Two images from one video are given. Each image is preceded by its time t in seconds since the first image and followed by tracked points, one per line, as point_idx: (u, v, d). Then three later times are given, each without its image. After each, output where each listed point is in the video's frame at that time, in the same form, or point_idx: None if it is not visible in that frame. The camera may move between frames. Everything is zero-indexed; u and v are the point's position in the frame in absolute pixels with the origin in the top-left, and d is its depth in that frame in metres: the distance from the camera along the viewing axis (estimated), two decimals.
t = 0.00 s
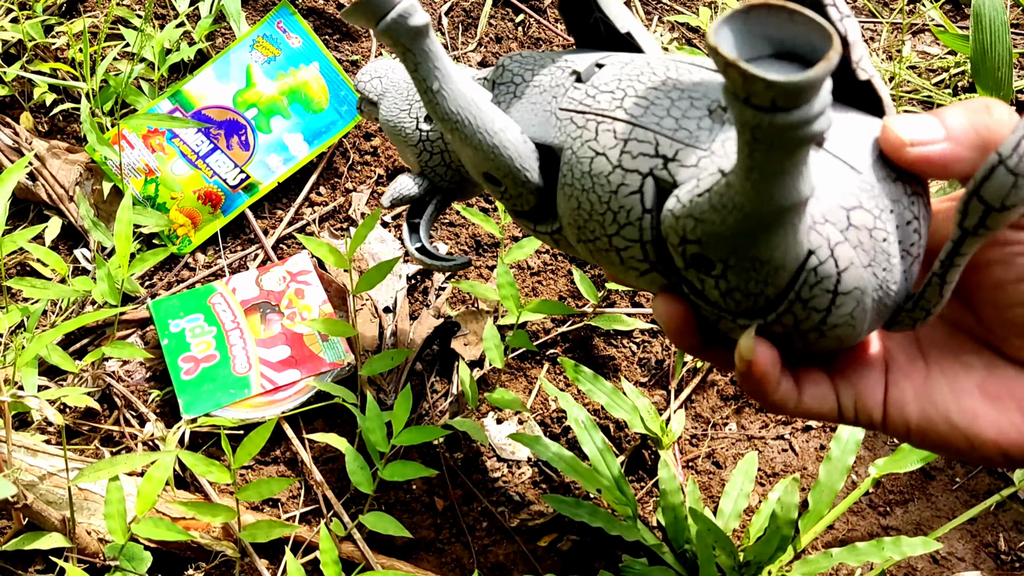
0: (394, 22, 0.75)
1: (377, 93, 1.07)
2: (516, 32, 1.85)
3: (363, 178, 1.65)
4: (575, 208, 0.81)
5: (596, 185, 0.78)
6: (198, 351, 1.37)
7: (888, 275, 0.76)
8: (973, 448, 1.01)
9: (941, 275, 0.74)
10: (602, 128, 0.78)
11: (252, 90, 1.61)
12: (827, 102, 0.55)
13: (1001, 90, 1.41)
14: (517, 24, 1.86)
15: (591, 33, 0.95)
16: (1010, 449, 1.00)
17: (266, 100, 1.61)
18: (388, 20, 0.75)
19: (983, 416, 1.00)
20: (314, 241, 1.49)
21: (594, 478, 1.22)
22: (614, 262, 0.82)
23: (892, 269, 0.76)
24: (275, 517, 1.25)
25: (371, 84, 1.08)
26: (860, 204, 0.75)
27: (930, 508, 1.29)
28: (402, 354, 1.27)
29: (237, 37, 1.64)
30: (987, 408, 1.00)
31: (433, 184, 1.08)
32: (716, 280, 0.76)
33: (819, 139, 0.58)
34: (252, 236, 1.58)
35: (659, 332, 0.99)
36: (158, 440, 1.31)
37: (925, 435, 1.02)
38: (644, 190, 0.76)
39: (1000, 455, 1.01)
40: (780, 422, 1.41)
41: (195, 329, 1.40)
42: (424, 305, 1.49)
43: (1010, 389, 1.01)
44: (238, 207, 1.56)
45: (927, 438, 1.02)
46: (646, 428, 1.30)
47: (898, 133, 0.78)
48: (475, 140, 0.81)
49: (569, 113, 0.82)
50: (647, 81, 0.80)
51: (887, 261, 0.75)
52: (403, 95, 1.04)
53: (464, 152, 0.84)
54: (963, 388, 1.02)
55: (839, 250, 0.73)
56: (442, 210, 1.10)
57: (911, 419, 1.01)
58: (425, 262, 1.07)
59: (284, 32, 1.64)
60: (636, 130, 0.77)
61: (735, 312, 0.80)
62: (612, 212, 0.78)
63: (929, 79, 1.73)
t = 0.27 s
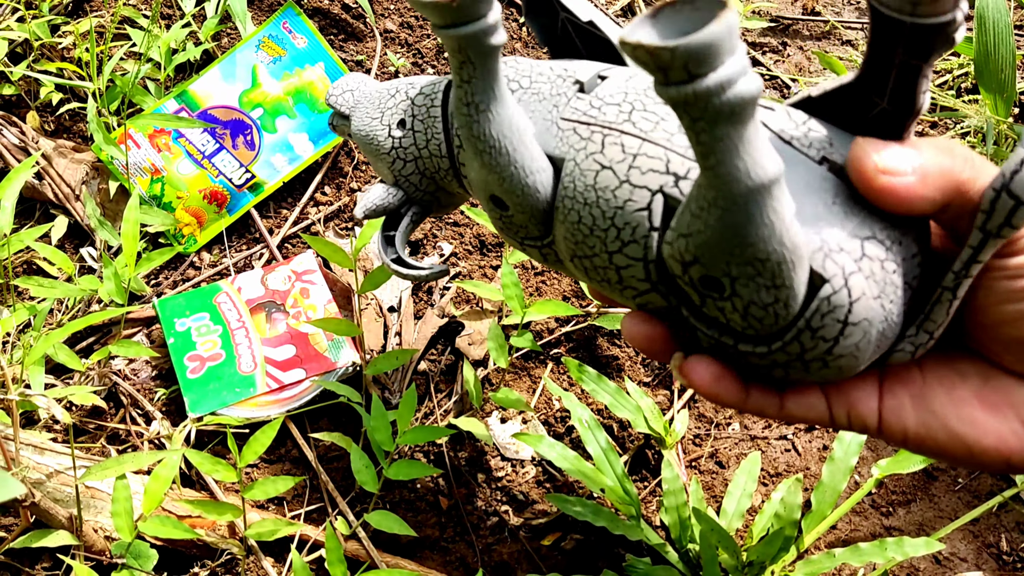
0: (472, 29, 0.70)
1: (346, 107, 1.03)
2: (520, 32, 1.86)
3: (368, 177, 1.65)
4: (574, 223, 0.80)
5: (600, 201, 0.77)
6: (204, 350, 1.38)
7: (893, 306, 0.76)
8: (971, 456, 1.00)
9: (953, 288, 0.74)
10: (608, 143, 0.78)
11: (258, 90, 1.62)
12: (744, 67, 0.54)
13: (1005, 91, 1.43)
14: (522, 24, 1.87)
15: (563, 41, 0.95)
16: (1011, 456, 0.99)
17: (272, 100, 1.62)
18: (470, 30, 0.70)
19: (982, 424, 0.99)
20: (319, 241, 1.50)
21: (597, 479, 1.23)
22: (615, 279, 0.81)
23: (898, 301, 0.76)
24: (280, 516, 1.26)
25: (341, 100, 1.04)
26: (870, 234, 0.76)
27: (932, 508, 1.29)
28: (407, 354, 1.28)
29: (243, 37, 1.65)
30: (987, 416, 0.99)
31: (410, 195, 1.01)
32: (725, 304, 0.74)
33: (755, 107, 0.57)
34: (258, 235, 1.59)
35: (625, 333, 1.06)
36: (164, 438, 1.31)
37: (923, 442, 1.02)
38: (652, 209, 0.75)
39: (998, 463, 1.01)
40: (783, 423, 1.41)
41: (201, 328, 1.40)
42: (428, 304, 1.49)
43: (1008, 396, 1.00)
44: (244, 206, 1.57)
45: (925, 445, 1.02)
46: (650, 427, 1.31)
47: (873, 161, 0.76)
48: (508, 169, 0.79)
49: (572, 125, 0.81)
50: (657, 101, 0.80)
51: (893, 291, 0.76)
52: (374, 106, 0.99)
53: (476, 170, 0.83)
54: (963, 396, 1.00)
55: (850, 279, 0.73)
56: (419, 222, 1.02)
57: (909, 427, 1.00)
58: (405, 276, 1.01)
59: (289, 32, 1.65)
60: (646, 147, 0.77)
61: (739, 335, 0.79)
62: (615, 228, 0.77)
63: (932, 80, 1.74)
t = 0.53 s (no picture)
0: None
1: (363, 65, 1.04)
2: (521, 29, 1.85)
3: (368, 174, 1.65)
4: (591, 209, 0.79)
5: (620, 188, 0.76)
6: (204, 347, 1.38)
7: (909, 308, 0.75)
8: (988, 449, 1.02)
9: (969, 309, 0.72)
10: (631, 129, 0.77)
11: (258, 87, 1.62)
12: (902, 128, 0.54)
13: (1007, 89, 1.42)
14: (523, 21, 1.86)
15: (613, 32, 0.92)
16: None
17: (272, 96, 1.62)
18: None
19: (1000, 420, 1.00)
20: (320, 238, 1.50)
21: (597, 476, 1.23)
22: (630, 268, 0.81)
23: (915, 300, 0.76)
24: (279, 513, 1.26)
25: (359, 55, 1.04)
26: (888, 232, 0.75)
27: (932, 507, 1.29)
28: (406, 352, 1.28)
29: (243, 33, 1.64)
30: (1006, 412, 1.01)
31: (422, 164, 1.02)
32: (740, 295, 0.74)
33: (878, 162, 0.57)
34: (258, 232, 1.58)
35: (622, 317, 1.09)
36: (163, 435, 1.31)
37: (939, 437, 1.03)
38: (673, 197, 0.74)
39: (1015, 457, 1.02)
40: (783, 421, 1.41)
41: (201, 325, 1.40)
42: (428, 302, 1.49)
43: None
44: (244, 203, 1.57)
45: (942, 439, 1.03)
46: (650, 426, 1.31)
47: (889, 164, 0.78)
48: (494, 124, 0.79)
49: (593, 110, 0.80)
50: (682, 88, 0.79)
51: (911, 290, 0.75)
52: (397, 70, 1.00)
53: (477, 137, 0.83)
54: (981, 391, 1.01)
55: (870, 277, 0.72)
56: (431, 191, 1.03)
57: (924, 422, 1.01)
58: (407, 246, 1.03)
59: (290, 28, 1.64)
60: (670, 135, 0.76)
61: (752, 329, 0.78)
62: (633, 215, 0.76)
63: (935, 78, 1.73)
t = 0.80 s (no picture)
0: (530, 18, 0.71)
1: (381, 60, 1.04)
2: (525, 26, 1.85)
3: (372, 171, 1.65)
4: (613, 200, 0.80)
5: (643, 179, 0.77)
6: (207, 344, 1.37)
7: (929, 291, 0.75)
8: (1001, 422, 1.01)
9: (992, 273, 0.73)
10: (647, 120, 0.77)
11: (261, 83, 1.61)
12: (783, 61, 0.53)
13: (1013, 86, 1.40)
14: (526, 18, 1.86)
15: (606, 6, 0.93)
16: None
17: (275, 93, 1.61)
18: (514, 11, 0.69)
19: (1011, 394, 0.99)
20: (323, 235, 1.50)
21: (601, 474, 1.22)
22: (652, 256, 0.81)
23: (936, 284, 0.76)
24: (282, 510, 1.26)
25: (379, 53, 1.05)
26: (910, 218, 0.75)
27: (937, 506, 1.28)
28: (409, 349, 1.27)
29: (246, 29, 1.64)
30: (1016, 386, 0.99)
31: (448, 154, 1.02)
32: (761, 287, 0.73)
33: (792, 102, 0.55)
34: (261, 229, 1.58)
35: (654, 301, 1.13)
36: (166, 432, 1.31)
37: (953, 410, 1.03)
38: (691, 188, 0.74)
39: None
40: (788, 419, 1.41)
41: (204, 322, 1.40)
42: (432, 299, 1.49)
43: None
44: (247, 199, 1.56)
45: (956, 412, 1.03)
46: (654, 423, 1.30)
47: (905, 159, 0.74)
48: (548, 146, 0.79)
49: (611, 101, 0.80)
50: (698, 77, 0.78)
51: (930, 275, 0.75)
52: (412, 64, 1.00)
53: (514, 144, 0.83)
54: (994, 366, 1.00)
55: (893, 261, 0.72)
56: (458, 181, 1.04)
57: (938, 396, 1.02)
58: (444, 236, 1.04)
59: (293, 25, 1.64)
60: (686, 126, 0.76)
61: (773, 314, 0.78)
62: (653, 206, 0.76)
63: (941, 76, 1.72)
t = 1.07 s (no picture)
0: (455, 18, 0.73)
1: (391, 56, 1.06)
2: (523, 22, 1.84)
3: (370, 168, 1.64)
4: (614, 203, 0.80)
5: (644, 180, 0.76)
6: (204, 341, 1.37)
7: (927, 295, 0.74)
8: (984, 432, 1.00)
9: (980, 299, 0.72)
10: (650, 126, 0.76)
11: (259, 80, 1.60)
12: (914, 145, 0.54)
13: (1014, 83, 1.40)
14: (525, 14, 1.85)
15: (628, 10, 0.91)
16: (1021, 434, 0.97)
17: (273, 89, 1.60)
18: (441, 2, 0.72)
19: (994, 406, 0.97)
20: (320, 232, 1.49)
21: (600, 472, 1.22)
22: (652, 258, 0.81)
23: (935, 289, 0.75)
24: (280, 508, 1.25)
25: (388, 48, 1.07)
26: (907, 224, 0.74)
27: (938, 504, 1.27)
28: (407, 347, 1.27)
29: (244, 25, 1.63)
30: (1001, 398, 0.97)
31: (454, 153, 1.04)
32: (758, 290, 0.74)
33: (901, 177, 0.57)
34: (259, 226, 1.58)
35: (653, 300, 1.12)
36: (163, 430, 1.30)
37: (939, 417, 1.02)
38: (691, 195, 0.74)
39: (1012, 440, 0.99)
40: (787, 417, 1.40)
41: (202, 319, 1.39)
42: (430, 297, 1.48)
43: None
44: (244, 196, 1.56)
45: (944, 420, 1.02)
46: (653, 421, 1.30)
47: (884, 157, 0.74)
48: (514, 126, 0.79)
49: (614, 105, 0.80)
50: (701, 81, 0.77)
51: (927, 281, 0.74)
52: (421, 62, 1.03)
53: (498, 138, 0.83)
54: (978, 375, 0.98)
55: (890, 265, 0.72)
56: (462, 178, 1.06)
57: (923, 403, 1.02)
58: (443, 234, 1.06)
59: (291, 20, 1.63)
60: (688, 133, 0.75)
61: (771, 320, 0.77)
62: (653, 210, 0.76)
63: (941, 73, 1.71)
